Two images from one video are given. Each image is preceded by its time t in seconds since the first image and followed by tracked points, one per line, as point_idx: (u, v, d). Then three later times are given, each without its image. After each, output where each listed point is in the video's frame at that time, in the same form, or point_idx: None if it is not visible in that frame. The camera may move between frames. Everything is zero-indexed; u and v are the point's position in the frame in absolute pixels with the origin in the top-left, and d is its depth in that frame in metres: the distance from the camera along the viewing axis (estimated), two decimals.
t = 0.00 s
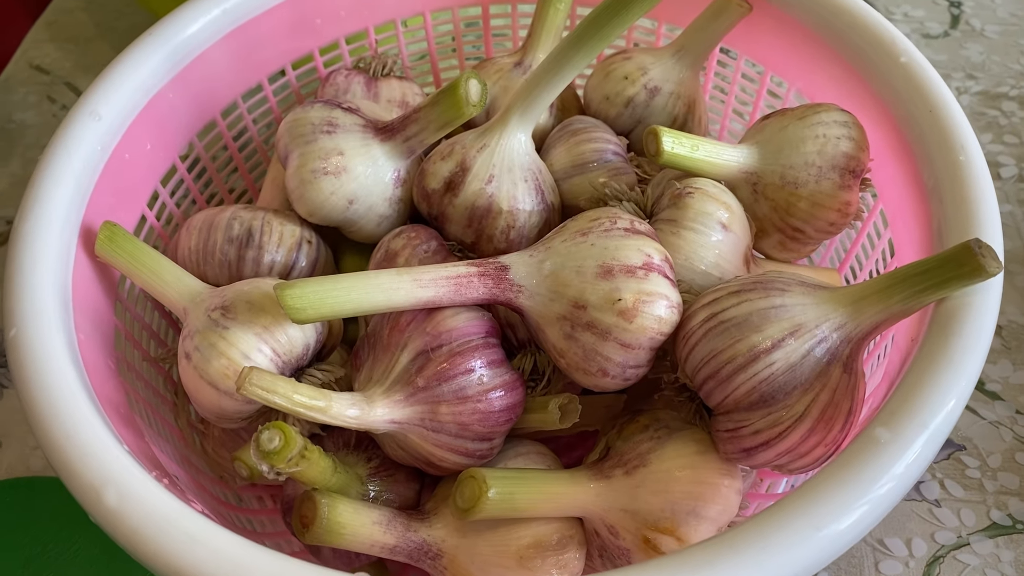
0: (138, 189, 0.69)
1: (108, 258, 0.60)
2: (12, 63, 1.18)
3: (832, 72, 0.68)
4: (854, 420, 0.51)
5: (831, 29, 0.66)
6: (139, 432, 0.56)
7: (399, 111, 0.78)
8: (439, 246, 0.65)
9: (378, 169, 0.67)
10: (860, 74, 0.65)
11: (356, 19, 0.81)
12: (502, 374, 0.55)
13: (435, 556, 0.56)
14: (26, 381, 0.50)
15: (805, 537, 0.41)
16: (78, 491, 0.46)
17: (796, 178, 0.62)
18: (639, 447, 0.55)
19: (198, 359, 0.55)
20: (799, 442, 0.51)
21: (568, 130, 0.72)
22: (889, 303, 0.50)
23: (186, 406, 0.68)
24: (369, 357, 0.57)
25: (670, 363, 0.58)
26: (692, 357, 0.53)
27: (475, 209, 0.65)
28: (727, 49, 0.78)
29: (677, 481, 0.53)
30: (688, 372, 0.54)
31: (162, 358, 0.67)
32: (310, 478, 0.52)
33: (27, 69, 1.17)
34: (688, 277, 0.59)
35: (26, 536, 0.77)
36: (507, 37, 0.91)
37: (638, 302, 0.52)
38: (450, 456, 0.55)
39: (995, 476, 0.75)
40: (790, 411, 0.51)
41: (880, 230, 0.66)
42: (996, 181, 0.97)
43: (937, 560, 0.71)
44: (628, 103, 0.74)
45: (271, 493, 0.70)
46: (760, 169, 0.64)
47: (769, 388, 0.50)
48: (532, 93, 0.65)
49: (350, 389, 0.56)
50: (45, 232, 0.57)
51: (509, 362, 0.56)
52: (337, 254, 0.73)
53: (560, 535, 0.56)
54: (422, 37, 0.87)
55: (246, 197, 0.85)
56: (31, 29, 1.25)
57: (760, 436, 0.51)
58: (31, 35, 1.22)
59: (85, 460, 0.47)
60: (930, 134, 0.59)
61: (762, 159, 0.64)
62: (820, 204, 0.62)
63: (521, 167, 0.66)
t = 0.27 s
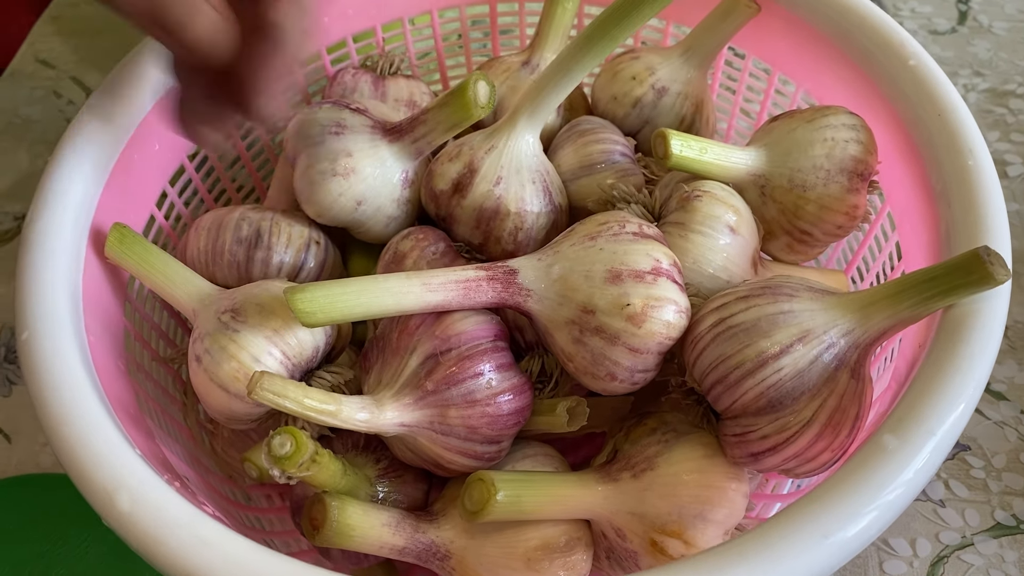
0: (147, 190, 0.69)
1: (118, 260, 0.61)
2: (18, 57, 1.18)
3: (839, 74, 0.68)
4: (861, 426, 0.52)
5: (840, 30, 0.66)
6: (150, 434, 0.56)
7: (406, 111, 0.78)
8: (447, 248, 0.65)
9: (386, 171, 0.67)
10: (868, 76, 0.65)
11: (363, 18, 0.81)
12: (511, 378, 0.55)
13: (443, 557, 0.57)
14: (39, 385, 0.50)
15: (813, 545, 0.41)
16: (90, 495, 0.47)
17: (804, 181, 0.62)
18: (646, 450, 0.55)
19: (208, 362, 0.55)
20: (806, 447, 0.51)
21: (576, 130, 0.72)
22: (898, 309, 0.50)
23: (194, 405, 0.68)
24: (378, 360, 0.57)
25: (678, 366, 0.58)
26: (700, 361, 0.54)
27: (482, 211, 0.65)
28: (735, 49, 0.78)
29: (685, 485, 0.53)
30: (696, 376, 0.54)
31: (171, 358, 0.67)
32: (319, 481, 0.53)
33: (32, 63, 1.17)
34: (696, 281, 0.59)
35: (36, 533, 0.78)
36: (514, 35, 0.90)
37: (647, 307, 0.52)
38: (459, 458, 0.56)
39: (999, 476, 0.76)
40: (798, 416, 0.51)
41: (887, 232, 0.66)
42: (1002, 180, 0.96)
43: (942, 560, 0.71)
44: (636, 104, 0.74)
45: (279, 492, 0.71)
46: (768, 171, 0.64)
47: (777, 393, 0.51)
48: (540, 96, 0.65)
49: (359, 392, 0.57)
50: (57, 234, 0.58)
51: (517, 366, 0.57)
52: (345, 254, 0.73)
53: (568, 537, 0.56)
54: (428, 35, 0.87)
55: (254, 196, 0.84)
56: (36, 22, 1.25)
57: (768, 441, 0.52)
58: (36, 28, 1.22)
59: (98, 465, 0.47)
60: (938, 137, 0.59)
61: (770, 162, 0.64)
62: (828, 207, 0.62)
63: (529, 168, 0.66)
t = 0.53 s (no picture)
0: (154, 189, 0.69)
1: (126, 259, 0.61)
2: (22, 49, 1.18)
3: (845, 73, 0.68)
4: (865, 428, 0.52)
5: (846, 31, 0.66)
6: (158, 434, 0.57)
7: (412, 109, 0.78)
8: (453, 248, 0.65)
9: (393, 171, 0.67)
10: (875, 77, 0.65)
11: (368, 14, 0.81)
12: (518, 384, 0.56)
13: (449, 556, 0.57)
14: (48, 387, 0.51)
15: (816, 550, 0.42)
16: (100, 496, 0.47)
17: (810, 182, 0.62)
18: (651, 451, 0.56)
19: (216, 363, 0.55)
20: (810, 449, 0.52)
21: (581, 129, 0.72)
22: (904, 313, 0.50)
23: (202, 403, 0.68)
24: (385, 362, 0.57)
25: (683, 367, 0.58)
26: (705, 363, 0.54)
27: (488, 210, 0.65)
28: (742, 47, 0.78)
29: (689, 486, 0.54)
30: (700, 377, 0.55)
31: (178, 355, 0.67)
32: (327, 482, 0.53)
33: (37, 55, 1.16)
34: (702, 282, 0.60)
35: (45, 527, 0.79)
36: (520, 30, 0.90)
37: (654, 311, 0.52)
38: (465, 462, 0.56)
39: (1002, 475, 0.76)
40: (802, 419, 0.51)
41: (892, 233, 0.67)
42: (1007, 177, 0.96)
43: (943, 558, 0.71)
44: (642, 102, 0.74)
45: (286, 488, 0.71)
46: (774, 172, 0.64)
47: (782, 396, 0.51)
48: (544, 95, 0.65)
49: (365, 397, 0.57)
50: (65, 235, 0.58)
51: (524, 370, 0.57)
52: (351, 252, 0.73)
53: (573, 536, 0.56)
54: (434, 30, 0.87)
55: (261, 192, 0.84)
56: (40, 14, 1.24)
57: (772, 443, 0.52)
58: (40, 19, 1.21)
59: (107, 467, 0.48)
60: (944, 140, 0.59)
61: (776, 163, 0.64)
62: (834, 208, 0.62)
63: (534, 167, 0.66)
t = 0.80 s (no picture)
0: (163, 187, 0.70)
1: (134, 259, 0.62)
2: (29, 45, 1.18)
3: (846, 75, 0.69)
4: (863, 429, 0.53)
5: (848, 33, 0.67)
6: (166, 432, 0.58)
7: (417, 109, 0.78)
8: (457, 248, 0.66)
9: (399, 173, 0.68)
10: (876, 80, 0.66)
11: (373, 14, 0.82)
12: (520, 381, 0.57)
13: (453, 552, 0.58)
14: (60, 385, 0.52)
15: (814, 551, 0.43)
16: (112, 495, 0.48)
17: (811, 184, 0.63)
18: (653, 450, 0.56)
19: (223, 362, 0.56)
20: (810, 449, 0.52)
21: (585, 129, 0.72)
22: (903, 315, 0.51)
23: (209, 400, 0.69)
24: (390, 360, 0.58)
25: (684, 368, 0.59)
26: (706, 364, 0.55)
27: (492, 211, 0.66)
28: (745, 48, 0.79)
29: (690, 485, 0.55)
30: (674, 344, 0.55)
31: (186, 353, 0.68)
32: (332, 481, 0.54)
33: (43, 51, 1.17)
34: (703, 283, 0.60)
35: (55, 520, 0.80)
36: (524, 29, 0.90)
37: (643, 266, 0.54)
38: (469, 457, 0.57)
39: (1000, 473, 0.77)
40: (801, 420, 0.52)
41: (892, 234, 0.67)
42: (1009, 176, 0.97)
43: (941, 556, 0.72)
44: (645, 102, 0.75)
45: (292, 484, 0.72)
46: (775, 173, 0.64)
47: (782, 397, 0.52)
48: (547, 96, 0.66)
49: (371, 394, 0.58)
50: (74, 233, 0.59)
51: (527, 368, 0.58)
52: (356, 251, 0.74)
53: (575, 533, 0.57)
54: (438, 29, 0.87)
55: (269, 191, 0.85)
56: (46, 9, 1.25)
57: (772, 443, 0.53)
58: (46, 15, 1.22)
59: (118, 466, 0.48)
60: (945, 143, 0.59)
61: (777, 164, 0.64)
62: (835, 210, 0.63)
63: (537, 167, 0.66)
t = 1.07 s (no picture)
0: (180, 191, 0.71)
1: (153, 264, 0.63)
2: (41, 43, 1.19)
3: (855, 82, 0.69)
4: (870, 436, 0.54)
5: (857, 41, 0.67)
6: (186, 435, 0.59)
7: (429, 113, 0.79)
8: (470, 253, 0.67)
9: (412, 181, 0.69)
10: (885, 88, 0.66)
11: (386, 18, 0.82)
12: (533, 386, 0.58)
13: (466, 554, 0.59)
14: (84, 389, 0.53)
15: (822, 559, 0.44)
16: (136, 499, 0.49)
17: (820, 193, 0.64)
18: (663, 455, 0.58)
19: (242, 368, 0.57)
20: (818, 456, 0.54)
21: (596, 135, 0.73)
22: (910, 326, 0.51)
23: (225, 401, 0.70)
24: (405, 365, 0.59)
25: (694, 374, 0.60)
26: (717, 372, 0.56)
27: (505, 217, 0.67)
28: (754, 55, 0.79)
29: (699, 490, 0.56)
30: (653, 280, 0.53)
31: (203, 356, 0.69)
32: (350, 485, 0.55)
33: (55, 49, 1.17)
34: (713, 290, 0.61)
35: (72, 517, 0.81)
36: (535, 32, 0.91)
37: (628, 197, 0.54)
38: (483, 461, 0.58)
39: (1003, 475, 0.78)
40: (810, 428, 0.53)
41: (899, 242, 0.68)
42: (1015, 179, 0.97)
43: (944, 557, 0.73)
44: (655, 108, 0.75)
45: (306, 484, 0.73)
46: (785, 182, 0.65)
47: (791, 406, 0.53)
48: (561, 103, 0.66)
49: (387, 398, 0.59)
50: (95, 237, 0.60)
51: (540, 374, 0.59)
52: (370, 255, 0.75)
53: (586, 536, 0.58)
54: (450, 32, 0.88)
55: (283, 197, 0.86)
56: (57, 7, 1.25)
57: (781, 450, 0.54)
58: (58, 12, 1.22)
59: (142, 470, 0.50)
60: (953, 154, 0.60)
61: (787, 173, 0.65)
62: (843, 218, 0.63)
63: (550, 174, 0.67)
